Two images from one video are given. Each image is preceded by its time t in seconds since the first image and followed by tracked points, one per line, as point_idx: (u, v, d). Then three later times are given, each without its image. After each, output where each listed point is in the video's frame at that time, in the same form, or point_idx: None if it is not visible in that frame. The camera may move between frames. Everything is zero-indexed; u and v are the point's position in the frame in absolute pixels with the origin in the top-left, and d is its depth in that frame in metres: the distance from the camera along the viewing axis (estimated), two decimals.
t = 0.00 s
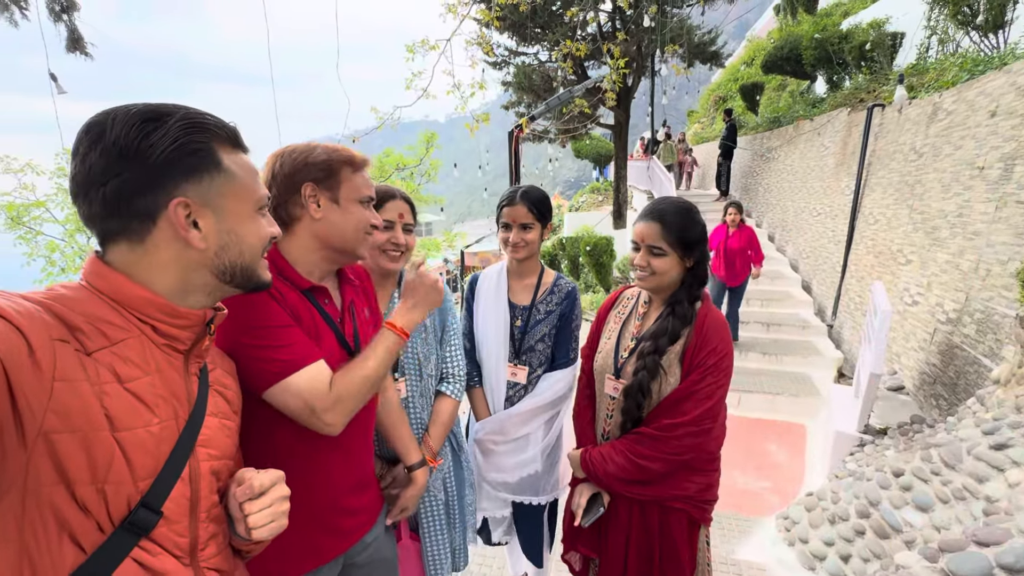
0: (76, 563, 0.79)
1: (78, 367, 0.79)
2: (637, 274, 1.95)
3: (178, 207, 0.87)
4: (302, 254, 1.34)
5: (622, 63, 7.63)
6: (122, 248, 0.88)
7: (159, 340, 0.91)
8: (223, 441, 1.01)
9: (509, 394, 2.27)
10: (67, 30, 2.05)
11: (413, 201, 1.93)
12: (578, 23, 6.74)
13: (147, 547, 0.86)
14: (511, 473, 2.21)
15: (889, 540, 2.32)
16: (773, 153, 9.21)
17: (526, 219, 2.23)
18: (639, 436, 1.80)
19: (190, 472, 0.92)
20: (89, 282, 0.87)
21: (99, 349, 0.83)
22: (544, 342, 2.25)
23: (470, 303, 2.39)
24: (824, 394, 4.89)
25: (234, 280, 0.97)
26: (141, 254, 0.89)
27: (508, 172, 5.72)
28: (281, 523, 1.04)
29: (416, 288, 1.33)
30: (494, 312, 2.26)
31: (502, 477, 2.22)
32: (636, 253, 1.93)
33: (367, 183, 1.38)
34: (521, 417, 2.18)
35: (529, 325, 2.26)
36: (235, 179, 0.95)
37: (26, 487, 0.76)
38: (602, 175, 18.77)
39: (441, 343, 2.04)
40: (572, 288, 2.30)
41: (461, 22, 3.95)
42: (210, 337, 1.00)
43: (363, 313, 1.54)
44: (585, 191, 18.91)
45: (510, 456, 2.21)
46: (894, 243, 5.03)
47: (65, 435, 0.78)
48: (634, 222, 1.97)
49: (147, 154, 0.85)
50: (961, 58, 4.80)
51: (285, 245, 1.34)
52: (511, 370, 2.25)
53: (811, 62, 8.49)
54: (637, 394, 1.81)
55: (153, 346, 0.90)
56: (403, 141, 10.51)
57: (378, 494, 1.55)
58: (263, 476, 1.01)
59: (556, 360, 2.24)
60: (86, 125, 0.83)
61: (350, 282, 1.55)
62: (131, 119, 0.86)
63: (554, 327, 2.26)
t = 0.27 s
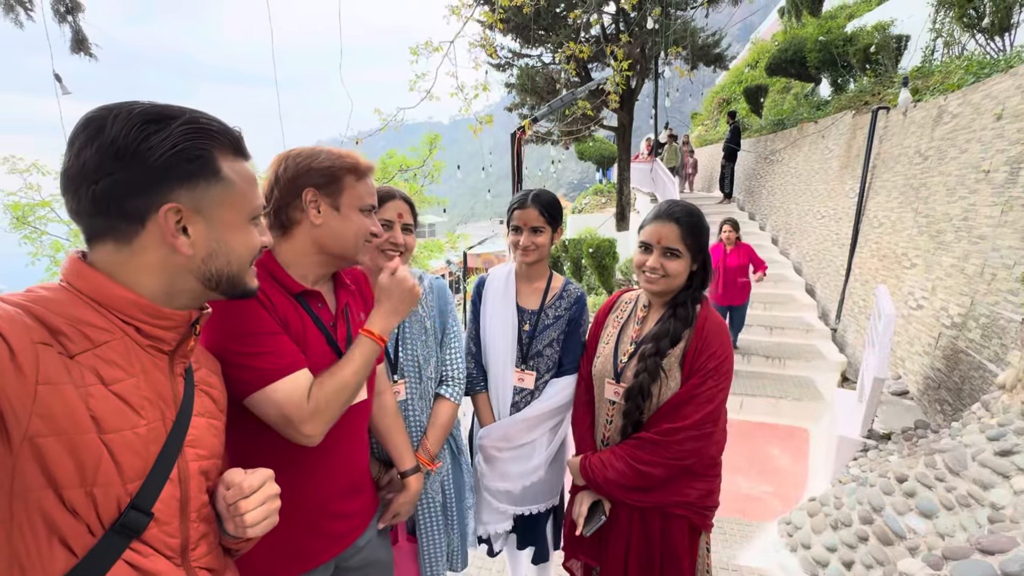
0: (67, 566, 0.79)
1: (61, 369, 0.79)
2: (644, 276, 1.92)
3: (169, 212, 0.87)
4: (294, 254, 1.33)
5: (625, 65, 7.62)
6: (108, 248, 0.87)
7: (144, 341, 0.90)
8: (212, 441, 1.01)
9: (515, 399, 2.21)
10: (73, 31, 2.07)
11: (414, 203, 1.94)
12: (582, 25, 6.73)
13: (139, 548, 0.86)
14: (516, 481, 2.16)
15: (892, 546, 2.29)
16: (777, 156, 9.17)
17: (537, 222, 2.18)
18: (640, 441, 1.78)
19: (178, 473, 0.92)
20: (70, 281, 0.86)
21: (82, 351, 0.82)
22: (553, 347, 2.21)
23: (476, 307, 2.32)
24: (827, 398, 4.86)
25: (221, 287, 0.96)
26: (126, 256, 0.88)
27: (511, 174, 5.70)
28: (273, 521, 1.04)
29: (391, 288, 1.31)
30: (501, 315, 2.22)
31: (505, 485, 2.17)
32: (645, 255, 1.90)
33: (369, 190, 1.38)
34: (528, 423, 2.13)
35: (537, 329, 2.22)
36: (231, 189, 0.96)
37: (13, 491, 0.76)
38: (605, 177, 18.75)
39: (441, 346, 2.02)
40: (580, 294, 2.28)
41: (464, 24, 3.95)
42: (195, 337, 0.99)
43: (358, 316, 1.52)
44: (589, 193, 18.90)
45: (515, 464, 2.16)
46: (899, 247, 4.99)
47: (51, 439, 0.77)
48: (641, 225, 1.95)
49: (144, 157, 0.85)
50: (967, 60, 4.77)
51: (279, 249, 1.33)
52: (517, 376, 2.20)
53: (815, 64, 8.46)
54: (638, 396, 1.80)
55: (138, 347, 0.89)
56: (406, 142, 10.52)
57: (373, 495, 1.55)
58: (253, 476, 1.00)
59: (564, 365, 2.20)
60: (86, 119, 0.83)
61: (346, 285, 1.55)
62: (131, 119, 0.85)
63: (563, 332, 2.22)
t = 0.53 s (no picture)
0: (60, 562, 0.79)
1: (59, 364, 0.79)
2: (645, 275, 1.92)
3: (169, 207, 0.87)
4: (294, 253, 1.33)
5: (628, 67, 7.63)
6: (107, 242, 0.88)
7: (142, 336, 0.90)
8: (206, 437, 1.01)
9: (521, 399, 2.21)
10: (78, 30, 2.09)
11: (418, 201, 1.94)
12: (585, 27, 6.75)
13: (132, 543, 0.86)
14: (520, 481, 2.16)
15: (894, 549, 2.28)
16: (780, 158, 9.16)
17: (545, 220, 2.19)
18: (642, 442, 1.78)
19: (173, 469, 0.92)
20: (68, 276, 0.86)
21: (79, 346, 0.82)
22: (558, 347, 2.21)
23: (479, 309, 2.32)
24: (829, 400, 4.85)
25: (219, 283, 0.97)
26: (125, 250, 0.88)
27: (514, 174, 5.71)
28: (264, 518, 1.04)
29: (346, 270, 1.24)
30: (506, 315, 2.21)
31: (513, 484, 2.17)
32: (646, 253, 1.91)
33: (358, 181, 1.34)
34: (534, 424, 2.12)
35: (543, 328, 2.21)
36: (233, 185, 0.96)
37: (9, 484, 0.76)
38: (608, 178, 18.76)
39: (442, 345, 2.02)
40: (586, 293, 2.27)
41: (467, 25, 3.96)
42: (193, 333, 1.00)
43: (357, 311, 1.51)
44: (591, 194, 18.90)
45: (522, 463, 2.16)
46: (902, 249, 4.98)
47: (47, 434, 0.77)
48: (643, 223, 1.95)
49: (145, 151, 0.85)
50: (971, 62, 4.76)
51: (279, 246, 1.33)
52: (523, 375, 2.19)
53: (818, 66, 8.44)
54: (639, 395, 1.79)
55: (135, 342, 0.90)
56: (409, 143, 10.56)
57: (373, 492, 1.55)
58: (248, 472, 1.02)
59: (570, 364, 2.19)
60: (86, 114, 0.83)
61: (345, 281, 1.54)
62: (133, 113, 0.86)
63: (569, 331, 2.22)
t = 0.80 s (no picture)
0: (70, 555, 0.80)
1: (68, 359, 0.79)
2: (648, 274, 1.93)
3: (173, 200, 0.88)
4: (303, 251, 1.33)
5: (631, 68, 7.64)
6: (114, 238, 0.88)
7: (150, 331, 0.91)
8: (214, 432, 1.02)
9: (526, 399, 2.21)
10: (86, 28, 2.12)
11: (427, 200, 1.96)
12: (588, 27, 6.76)
13: (142, 537, 0.87)
14: (523, 481, 2.16)
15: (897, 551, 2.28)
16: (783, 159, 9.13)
17: (552, 222, 2.18)
18: (646, 441, 1.78)
19: (181, 463, 0.93)
20: (77, 272, 0.86)
21: (88, 341, 0.82)
22: (564, 347, 2.20)
23: (487, 309, 2.33)
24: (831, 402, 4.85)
25: (226, 277, 0.97)
26: (132, 245, 0.89)
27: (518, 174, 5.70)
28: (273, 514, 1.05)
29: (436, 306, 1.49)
30: (512, 314, 2.21)
31: (516, 485, 2.17)
32: (650, 252, 1.91)
33: (387, 194, 1.38)
34: (538, 425, 2.12)
35: (550, 329, 2.20)
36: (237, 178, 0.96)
37: (19, 479, 0.76)
38: (610, 179, 18.76)
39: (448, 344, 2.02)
40: (594, 294, 2.25)
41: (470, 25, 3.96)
42: (201, 328, 1.00)
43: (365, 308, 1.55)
44: (593, 194, 18.90)
45: (525, 464, 2.16)
46: (904, 251, 4.97)
47: (57, 428, 0.78)
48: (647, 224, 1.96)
49: (147, 145, 0.85)
50: (975, 65, 4.75)
51: (289, 245, 1.34)
52: (529, 375, 2.19)
53: (821, 68, 8.42)
54: (643, 395, 1.79)
55: (143, 337, 0.90)
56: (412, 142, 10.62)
57: (378, 490, 1.54)
58: (256, 467, 1.01)
59: (576, 365, 2.19)
60: (90, 109, 0.83)
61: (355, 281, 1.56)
62: (135, 109, 0.86)
63: (576, 332, 2.21)
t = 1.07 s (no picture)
0: (95, 556, 0.81)
1: (91, 364, 0.80)
2: (654, 280, 1.94)
3: (191, 207, 0.88)
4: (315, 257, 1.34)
5: (633, 69, 7.64)
6: (134, 245, 0.89)
7: (170, 337, 0.92)
8: (233, 436, 1.03)
9: (533, 403, 2.21)
10: (93, 30, 2.13)
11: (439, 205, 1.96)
12: (591, 29, 6.77)
13: (163, 539, 0.87)
14: (529, 485, 2.16)
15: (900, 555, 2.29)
16: (784, 161, 9.13)
17: (558, 223, 2.19)
18: (653, 445, 1.79)
19: (201, 467, 0.94)
20: (99, 279, 0.87)
21: (110, 347, 0.83)
22: (571, 352, 2.21)
23: (494, 313, 2.33)
24: (832, 404, 4.86)
25: (242, 283, 0.98)
26: (151, 251, 0.90)
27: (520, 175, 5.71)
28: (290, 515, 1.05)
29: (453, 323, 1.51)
30: (520, 319, 2.21)
31: (522, 488, 2.17)
32: (656, 258, 1.92)
33: (403, 201, 1.38)
34: (544, 429, 2.13)
35: (557, 333, 2.21)
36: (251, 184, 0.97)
37: (45, 483, 0.76)
38: (611, 179, 18.76)
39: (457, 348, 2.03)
40: (600, 298, 2.26)
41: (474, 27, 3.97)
42: (218, 333, 1.01)
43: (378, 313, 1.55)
44: (594, 195, 18.91)
45: (532, 468, 2.16)
46: (907, 254, 4.98)
47: (81, 432, 0.78)
48: (654, 229, 1.97)
49: (165, 153, 0.86)
50: (979, 69, 4.75)
51: (304, 251, 1.35)
52: (535, 379, 2.19)
53: (824, 70, 8.42)
54: (650, 400, 1.80)
55: (163, 343, 0.91)
56: (414, 142, 10.63)
57: (387, 493, 1.55)
58: (272, 469, 1.02)
59: (582, 369, 2.19)
60: (110, 119, 0.85)
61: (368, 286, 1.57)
62: (153, 118, 0.87)
63: (582, 337, 2.21)
